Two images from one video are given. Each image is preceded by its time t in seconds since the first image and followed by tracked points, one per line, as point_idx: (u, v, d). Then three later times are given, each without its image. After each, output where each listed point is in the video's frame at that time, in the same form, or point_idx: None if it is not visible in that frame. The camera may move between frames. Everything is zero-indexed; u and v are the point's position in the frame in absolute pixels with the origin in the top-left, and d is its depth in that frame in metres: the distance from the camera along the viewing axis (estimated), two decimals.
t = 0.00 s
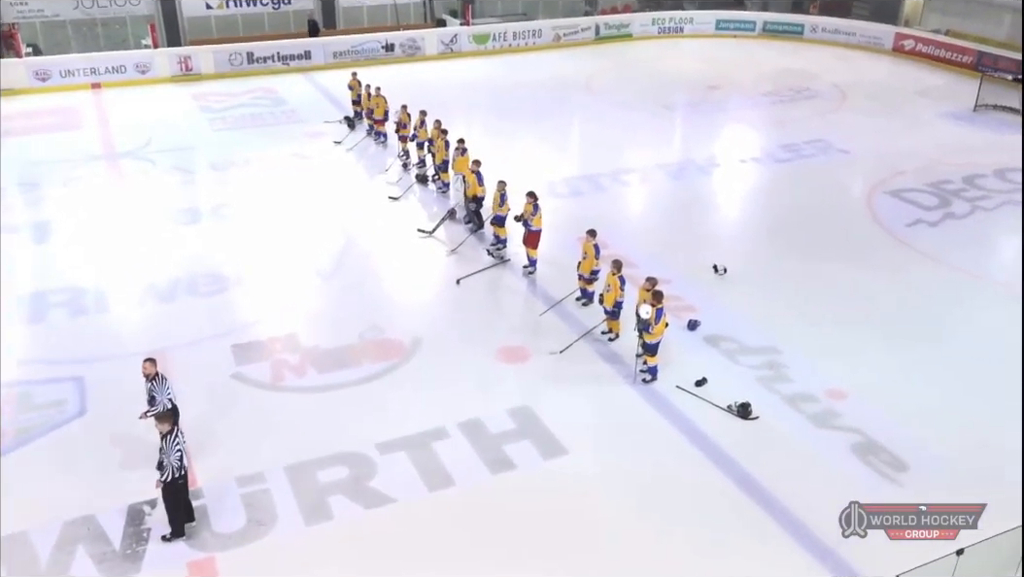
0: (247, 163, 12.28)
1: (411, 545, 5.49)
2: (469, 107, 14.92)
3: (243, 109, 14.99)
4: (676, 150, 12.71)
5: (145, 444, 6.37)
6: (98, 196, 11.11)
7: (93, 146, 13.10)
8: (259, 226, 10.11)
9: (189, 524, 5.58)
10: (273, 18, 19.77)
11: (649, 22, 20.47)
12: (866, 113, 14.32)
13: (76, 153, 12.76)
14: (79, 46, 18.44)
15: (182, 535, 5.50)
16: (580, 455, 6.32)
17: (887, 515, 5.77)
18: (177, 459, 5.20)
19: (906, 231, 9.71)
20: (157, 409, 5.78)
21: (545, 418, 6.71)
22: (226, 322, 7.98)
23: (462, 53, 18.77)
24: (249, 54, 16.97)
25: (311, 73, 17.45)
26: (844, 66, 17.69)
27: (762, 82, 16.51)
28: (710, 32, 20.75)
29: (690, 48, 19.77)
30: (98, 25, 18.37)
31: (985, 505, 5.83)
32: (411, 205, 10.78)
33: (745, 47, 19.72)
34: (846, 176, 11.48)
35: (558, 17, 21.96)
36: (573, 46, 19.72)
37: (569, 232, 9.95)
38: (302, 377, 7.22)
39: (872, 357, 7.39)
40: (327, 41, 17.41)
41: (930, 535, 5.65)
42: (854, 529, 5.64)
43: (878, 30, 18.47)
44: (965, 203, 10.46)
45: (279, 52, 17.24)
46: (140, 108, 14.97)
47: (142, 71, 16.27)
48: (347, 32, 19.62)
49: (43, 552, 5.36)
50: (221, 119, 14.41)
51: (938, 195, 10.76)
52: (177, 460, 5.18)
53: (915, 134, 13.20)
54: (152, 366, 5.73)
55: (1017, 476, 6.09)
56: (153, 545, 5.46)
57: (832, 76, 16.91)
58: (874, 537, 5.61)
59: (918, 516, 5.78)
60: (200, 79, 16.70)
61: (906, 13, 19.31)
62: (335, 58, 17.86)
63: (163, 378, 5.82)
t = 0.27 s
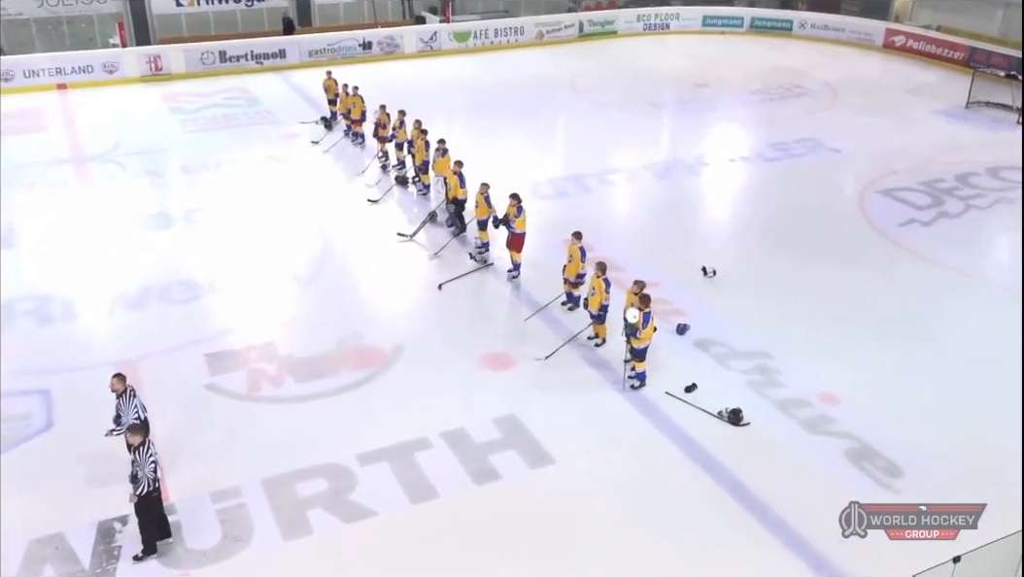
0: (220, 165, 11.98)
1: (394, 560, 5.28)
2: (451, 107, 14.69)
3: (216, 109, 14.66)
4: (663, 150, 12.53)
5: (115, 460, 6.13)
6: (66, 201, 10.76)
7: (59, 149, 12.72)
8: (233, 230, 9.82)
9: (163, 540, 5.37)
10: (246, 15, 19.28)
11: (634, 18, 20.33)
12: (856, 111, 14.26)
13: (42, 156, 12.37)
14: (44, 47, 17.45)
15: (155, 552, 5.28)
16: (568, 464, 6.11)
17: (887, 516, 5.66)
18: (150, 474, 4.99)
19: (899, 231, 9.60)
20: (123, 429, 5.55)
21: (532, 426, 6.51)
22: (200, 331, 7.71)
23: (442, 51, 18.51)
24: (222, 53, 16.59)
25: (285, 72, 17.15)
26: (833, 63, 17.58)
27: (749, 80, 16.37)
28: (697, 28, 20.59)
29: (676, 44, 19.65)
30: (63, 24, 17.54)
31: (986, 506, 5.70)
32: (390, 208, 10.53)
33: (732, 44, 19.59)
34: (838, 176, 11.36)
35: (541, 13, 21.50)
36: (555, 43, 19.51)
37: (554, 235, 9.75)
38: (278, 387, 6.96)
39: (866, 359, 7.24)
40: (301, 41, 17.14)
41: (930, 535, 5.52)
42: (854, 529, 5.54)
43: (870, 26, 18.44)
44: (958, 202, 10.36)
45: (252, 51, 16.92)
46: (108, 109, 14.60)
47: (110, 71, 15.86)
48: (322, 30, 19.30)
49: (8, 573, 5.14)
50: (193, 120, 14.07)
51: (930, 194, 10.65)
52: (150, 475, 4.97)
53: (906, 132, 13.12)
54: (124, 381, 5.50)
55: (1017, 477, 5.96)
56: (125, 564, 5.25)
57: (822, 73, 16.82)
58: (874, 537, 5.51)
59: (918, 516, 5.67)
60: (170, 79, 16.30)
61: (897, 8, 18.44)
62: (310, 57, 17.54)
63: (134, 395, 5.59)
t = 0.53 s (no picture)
0: (197, 168, 11.71)
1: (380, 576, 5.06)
2: (436, 106, 14.46)
3: (192, 110, 14.36)
4: (653, 150, 12.36)
5: (88, 475, 5.87)
6: (38, 206, 10.47)
7: (29, 151, 12.39)
8: (210, 235, 9.55)
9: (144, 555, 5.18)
10: (223, 12, 19.06)
11: (624, 15, 20.14)
12: (850, 109, 14.12)
13: (11, 159, 12.04)
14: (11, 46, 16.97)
15: (137, 566, 5.10)
16: (559, 474, 5.91)
17: (887, 515, 5.53)
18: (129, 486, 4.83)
19: (898, 232, 9.44)
20: (94, 443, 5.29)
21: (521, 435, 6.29)
22: (177, 339, 7.45)
23: (426, 48, 18.28)
24: (198, 51, 16.26)
25: (263, 71, 16.83)
26: (829, 60, 17.44)
27: (742, 78, 16.23)
28: (689, 25, 20.52)
29: (667, 41, 19.49)
30: (34, 21, 17.01)
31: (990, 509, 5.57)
32: (374, 211, 10.30)
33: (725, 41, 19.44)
34: (834, 176, 11.22)
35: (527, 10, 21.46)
36: (542, 41, 19.30)
37: (543, 238, 9.55)
38: (258, 397, 6.71)
39: (864, 365, 7.07)
40: (280, 38, 16.84)
41: (931, 535, 5.39)
42: (854, 529, 5.42)
43: (865, 22, 18.27)
44: (957, 202, 10.22)
45: (229, 50, 16.62)
46: (80, 110, 14.27)
47: (82, 71, 15.51)
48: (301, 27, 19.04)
49: None
50: (168, 121, 13.77)
51: (928, 194, 10.51)
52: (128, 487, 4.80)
53: (902, 131, 12.98)
54: (95, 394, 5.28)
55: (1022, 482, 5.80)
56: None
57: (818, 70, 16.69)
58: (875, 537, 5.40)
59: (919, 515, 5.53)
60: (145, 79, 15.97)
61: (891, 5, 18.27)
62: (289, 56, 17.22)
63: (104, 408, 5.35)
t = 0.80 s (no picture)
0: (180, 170, 11.46)
1: None
2: (429, 107, 14.24)
3: (175, 111, 14.11)
4: (651, 150, 12.16)
5: (66, 491, 5.63)
6: (17, 210, 10.21)
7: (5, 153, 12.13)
8: (194, 240, 9.32)
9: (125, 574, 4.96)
10: (206, 9, 18.58)
11: (622, 12, 19.96)
12: (852, 108, 13.95)
13: None
14: None
15: None
16: (557, 486, 5.70)
17: (888, 515, 5.46)
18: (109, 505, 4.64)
19: (904, 235, 9.27)
20: (73, 458, 5.08)
21: (517, 445, 6.08)
22: (160, 348, 7.21)
23: (418, 46, 18.04)
24: (181, 50, 16.00)
25: (248, 70, 16.56)
26: (834, 58, 17.30)
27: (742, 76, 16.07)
28: (689, 22, 20.38)
29: (666, 38, 19.30)
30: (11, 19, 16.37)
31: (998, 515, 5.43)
32: (363, 214, 10.07)
33: (726, 38, 19.28)
34: (839, 177, 11.05)
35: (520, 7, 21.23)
36: (536, 38, 19.07)
37: (538, 242, 9.34)
38: (243, 408, 6.48)
39: (870, 372, 6.88)
40: (267, 36, 16.58)
41: (930, 535, 5.32)
42: (853, 529, 5.36)
43: (869, 19, 18.15)
44: (964, 204, 10.06)
45: (213, 48, 16.36)
46: (59, 111, 14.02)
47: (61, 70, 15.26)
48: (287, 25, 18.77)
49: None
50: (150, 122, 13.53)
51: (935, 196, 10.35)
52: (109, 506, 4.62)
53: (906, 130, 12.83)
54: (75, 405, 5.03)
55: None
56: None
57: (821, 68, 16.56)
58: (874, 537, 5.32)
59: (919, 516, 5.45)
60: (126, 78, 15.71)
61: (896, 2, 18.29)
62: (275, 55, 16.94)
63: (84, 419, 5.11)
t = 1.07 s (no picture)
0: (166, 171, 11.25)
1: None
2: (424, 106, 14.04)
3: (161, 110, 13.89)
4: (653, 150, 11.99)
5: (46, 504, 5.41)
6: None
7: None
8: (181, 243, 9.10)
9: None
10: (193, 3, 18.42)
11: (622, 7, 19.80)
12: (861, 107, 13.79)
13: None
14: None
15: None
16: (556, 496, 5.50)
17: (887, 515, 5.34)
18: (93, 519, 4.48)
19: (914, 237, 9.10)
20: (55, 469, 4.88)
21: (515, 454, 5.88)
22: (146, 355, 6.99)
23: (412, 43, 17.83)
24: (167, 47, 15.81)
25: (236, 67, 16.38)
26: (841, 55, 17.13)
27: (748, 73, 15.92)
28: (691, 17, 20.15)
29: (668, 34, 19.11)
30: None
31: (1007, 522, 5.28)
32: (356, 216, 9.87)
33: (730, 34, 19.13)
34: (848, 177, 10.89)
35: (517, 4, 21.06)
36: (533, 34, 18.87)
37: (536, 244, 9.15)
38: (231, 417, 6.26)
39: (877, 378, 6.69)
40: (255, 33, 16.40)
41: (930, 535, 5.25)
42: (853, 529, 5.25)
43: (877, 14, 17.94)
44: (975, 205, 9.90)
45: (200, 45, 16.17)
46: (41, 110, 13.78)
47: (43, 67, 15.02)
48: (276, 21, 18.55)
49: None
50: (135, 122, 13.31)
51: (946, 196, 10.19)
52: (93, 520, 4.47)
53: (909, 129, 12.66)
54: (57, 414, 4.82)
55: None
56: None
57: (828, 65, 16.40)
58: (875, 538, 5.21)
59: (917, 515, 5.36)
60: (110, 76, 15.46)
61: None
62: (264, 51, 16.76)
63: (67, 428, 4.91)
